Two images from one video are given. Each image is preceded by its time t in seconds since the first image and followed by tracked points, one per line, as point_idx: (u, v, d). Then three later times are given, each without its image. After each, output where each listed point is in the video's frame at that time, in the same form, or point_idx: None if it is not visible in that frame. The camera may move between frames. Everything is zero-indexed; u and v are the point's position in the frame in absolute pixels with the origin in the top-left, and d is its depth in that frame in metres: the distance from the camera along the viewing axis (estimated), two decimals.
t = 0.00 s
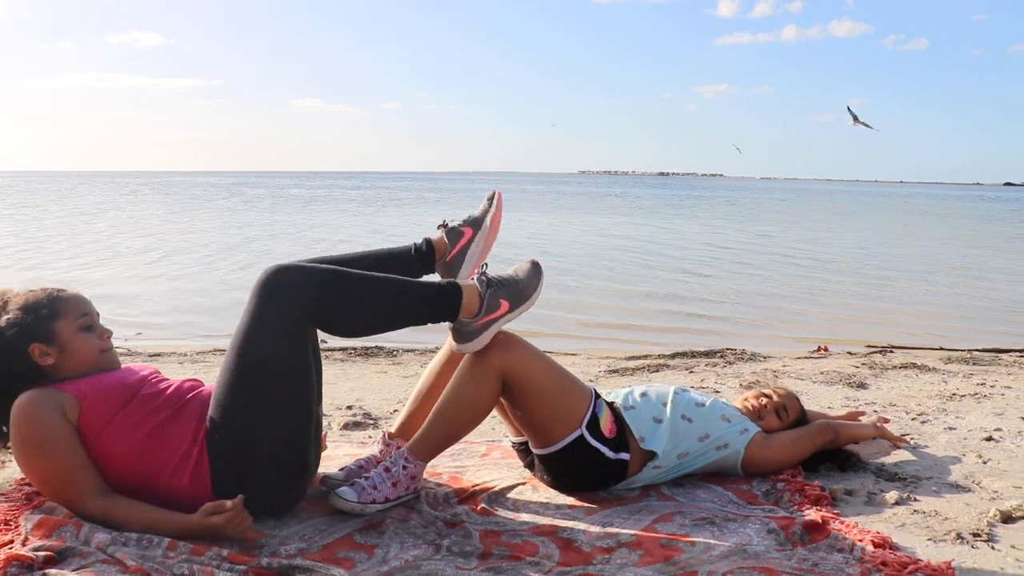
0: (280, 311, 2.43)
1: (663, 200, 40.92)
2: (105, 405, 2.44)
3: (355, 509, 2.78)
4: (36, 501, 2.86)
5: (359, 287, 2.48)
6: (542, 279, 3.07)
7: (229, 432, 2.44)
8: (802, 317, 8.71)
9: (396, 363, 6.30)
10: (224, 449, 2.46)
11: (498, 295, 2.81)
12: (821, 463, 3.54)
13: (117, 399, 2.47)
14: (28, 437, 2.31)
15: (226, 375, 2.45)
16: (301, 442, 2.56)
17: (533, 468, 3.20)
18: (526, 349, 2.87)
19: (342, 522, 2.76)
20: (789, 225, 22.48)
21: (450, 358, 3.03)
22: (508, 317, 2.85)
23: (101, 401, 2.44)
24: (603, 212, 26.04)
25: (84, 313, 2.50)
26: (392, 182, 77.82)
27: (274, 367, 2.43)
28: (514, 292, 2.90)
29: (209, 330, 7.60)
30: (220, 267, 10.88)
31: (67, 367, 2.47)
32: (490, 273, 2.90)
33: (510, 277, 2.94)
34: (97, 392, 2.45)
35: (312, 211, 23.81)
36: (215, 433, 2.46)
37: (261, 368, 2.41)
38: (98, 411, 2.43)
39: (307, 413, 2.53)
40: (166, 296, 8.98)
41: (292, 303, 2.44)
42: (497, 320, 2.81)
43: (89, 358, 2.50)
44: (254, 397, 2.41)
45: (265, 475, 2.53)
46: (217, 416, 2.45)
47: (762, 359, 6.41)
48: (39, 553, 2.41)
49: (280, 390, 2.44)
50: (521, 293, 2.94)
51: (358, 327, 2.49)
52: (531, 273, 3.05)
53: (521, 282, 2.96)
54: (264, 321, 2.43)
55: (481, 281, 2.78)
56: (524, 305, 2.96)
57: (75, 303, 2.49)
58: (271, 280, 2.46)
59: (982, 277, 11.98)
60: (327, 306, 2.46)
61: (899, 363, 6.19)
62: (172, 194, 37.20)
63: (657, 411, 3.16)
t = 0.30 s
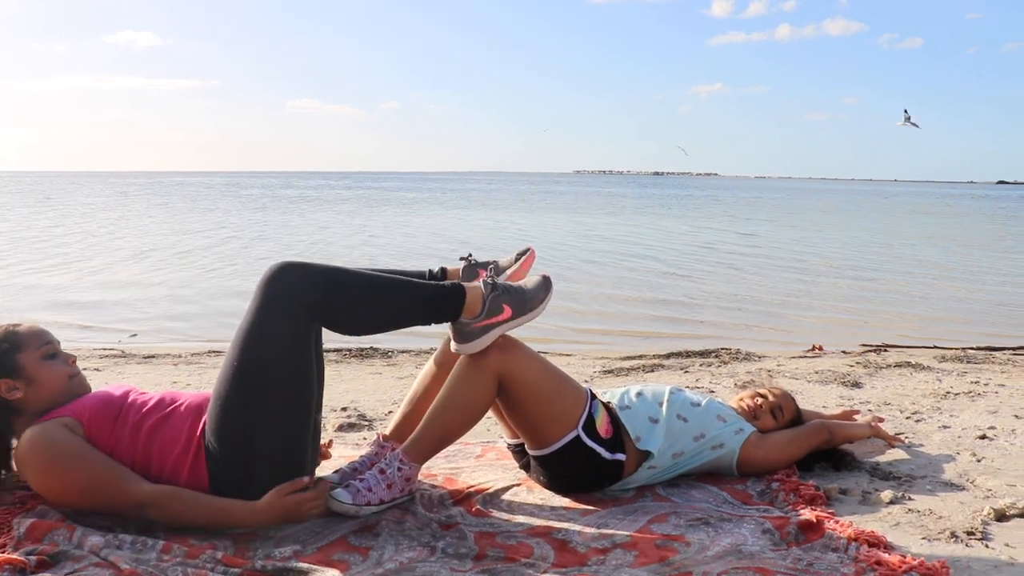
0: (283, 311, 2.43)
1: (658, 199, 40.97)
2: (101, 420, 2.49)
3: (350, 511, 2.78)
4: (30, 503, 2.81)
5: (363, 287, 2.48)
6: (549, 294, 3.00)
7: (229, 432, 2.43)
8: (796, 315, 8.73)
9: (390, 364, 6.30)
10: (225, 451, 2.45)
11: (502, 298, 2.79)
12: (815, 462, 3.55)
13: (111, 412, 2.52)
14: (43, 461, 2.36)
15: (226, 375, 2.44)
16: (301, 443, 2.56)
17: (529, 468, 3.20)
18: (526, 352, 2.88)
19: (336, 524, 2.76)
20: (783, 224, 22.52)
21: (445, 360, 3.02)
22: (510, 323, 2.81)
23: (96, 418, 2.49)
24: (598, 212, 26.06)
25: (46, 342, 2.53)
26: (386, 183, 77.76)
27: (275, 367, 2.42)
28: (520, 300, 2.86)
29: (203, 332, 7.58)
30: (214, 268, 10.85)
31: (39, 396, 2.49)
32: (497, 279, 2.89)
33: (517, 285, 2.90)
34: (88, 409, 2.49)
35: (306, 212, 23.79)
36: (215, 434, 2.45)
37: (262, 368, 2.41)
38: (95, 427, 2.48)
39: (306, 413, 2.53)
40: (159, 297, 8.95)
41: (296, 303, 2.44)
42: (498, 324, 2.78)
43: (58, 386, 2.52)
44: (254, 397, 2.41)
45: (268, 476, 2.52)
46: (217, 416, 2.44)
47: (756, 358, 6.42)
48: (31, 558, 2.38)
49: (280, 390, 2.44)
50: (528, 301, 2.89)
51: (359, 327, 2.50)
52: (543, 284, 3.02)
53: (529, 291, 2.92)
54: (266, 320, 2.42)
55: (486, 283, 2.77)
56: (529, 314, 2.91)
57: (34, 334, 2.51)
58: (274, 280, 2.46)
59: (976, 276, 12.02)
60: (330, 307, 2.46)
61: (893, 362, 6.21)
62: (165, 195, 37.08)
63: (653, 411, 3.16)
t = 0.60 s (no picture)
0: (276, 313, 2.44)
1: (651, 201, 41.05)
2: (112, 429, 2.46)
3: (343, 514, 2.78)
4: (22, 510, 2.81)
5: (358, 286, 2.49)
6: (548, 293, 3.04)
7: (227, 436, 2.43)
8: (789, 315, 8.75)
9: (383, 367, 6.29)
10: (224, 455, 2.45)
11: (495, 303, 2.80)
12: (807, 461, 3.57)
13: (120, 420, 2.49)
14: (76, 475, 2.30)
15: (223, 378, 2.44)
16: (299, 443, 2.57)
17: (522, 470, 3.20)
18: (521, 356, 2.88)
19: (329, 527, 2.76)
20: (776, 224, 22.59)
21: (437, 362, 3.03)
22: (504, 326, 2.83)
23: (107, 427, 2.46)
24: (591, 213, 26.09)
25: (25, 362, 2.41)
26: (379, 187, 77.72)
27: (271, 369, 2.43)
28: (513, 302, 2.87)
29: (194, 336, 7.56)
30: (206, 272, 10.82)
31: (32, 419, 2.37)
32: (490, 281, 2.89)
33: (511, 286, 2.92)
34: (96, 419, 2.46)
35: (298, 216, 23.76)
36: (213, 435, 2.45)
37: (258, 370, 2.42)
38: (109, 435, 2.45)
39: (303, 413, 2.55)
40: (151, 303, 8.92)
41: (288, 304, 2.44)
42: (491, 328, 2.79)
43: (50, 406, 2.39)
44: (252, 400, 2.42)
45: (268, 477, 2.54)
46: (213, 420, 2.44)
47: (749, 358, 6.44)
48: (24, 564, 2.36)
49: (277, 391, 2.45)
50: (521, 303, 2.91)
51: (357, 329, 2.49)
52: (537, 287, 3.04)
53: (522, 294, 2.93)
54: (259, 323, 2.43)
55: (478, 287, 2.78)
56: (523, 317, 2.92)
57: (13, 356, 2.39)
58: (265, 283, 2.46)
59: (967, 274, 12.08)
60: (325, 308, 2.46)
61: (884, 360, 6.24)
62: (157, 200, 36.95)
63: (646, 412, 3.16)
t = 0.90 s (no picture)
0: (283, 314, 2.43)
1: (647, 199, 41.08)
2: (83, 453, 2.39)
3: (337, 511, 2.78)
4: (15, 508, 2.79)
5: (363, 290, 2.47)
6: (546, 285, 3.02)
7: (226, 435, 2.42)
8: (784, 313, 8.77)
9: (378, 365, 6.28)
10: (221, 455, 2.43)
11: (502, 299, 2.79)
12: (803, 459, 3.57)
13: (93, 442, 2.42)
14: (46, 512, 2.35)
15: (225, 380, 2.44)
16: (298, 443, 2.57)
17: (517, 467, 3.20)
18: (518, 355, 2.89)
19: (324, 525, 2.76)
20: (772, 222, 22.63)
21: (431, 358, 3.03)
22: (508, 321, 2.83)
23: (78, 449, 2.39)
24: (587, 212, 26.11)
25: None
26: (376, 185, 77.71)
27: (275, 371, 2.43)
28: (517, 297, 2.86)
29: (189, 334, 7.55)
30: (201, 271, 10.81)
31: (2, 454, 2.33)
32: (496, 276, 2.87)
33: (515, 281, 2.90)
34: (68, 446, 2.39)
35: (293, 214, 23.75)
36: (210, 438, 2.44)
37: (262, 371, 2.41)
38: (81, 462, 2.38)
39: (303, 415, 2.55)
40: (147, 301, 8.92)
41: (296, 306, 2.44)
42: (498, 323, 2.79)
43: (17, 441, 2.32)
44: (253, 399, 2.41)
45: (267, 479, 2.53)
46: (214, 418, 2.43)
47: (744, 356, 6.45)
48: (18, 562, 2.35)
49: (279, 392, 2.45)
50: (524, 299, 2.89)
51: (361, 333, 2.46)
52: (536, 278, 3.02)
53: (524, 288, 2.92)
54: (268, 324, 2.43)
55: (486, 285, 2.76)
56: (525, 311, 2.92)
57: None
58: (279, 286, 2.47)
59: (962, 272, 12.12)
60: (327, 307, 2.44)
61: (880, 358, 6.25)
62: (152, 198, 36.87)
63: (641, 407, 3.17)
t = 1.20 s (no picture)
0: (279, 310, 2.45)
1: (647, 195, 41.08)
2: (81, 445, 2.40)
3: (334, 503, 2.78)
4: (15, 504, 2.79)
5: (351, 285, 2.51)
6: (506, 275, 3.04)
7: (222, 434, 2.42)
8: (784, 309, 8.78)
9: (377, 361, 6.28)
10: (216, 453, 2.44)
11: (463, 289, 2.81)
12: (801, 455, 3.58)
13: (93, 433, 2.43)
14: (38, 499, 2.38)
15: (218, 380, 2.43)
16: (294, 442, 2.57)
17: (514, 461, 3.21)
18: (491, 333, 2.91)
19: (324, 520, 2.77)
20: (772, 218, 22.63)
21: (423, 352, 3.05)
22: (475, 310, 2.85)
23: (76, 441, 2.40)
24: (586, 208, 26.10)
25: None
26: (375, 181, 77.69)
27: (267, 368, 2.44)
28: (478, 287, 2.89)
29: (189, 331, 7.55)
30: (200, 268, 10.80)
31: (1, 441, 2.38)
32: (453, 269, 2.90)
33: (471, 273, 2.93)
34: (66, 437, 2.40)
35: (293, 210, 23.73)
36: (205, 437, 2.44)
37: (253, 368, 2.41)
38: (76, 454, 2.40)
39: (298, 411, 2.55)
40: (147, 298, 8.91)
41: (283, 303, 2.45)
42: (465, 314, 2.81)
43: (13, 432, 2.37)
44: (246, 398, 2.42)
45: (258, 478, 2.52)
46: (206, 417, 2.43)
47: (744, 352, 6.45)
48: (19, 557, 2.36)
49: (271, 389, 2.46)
50: (485, 287, 2.92)
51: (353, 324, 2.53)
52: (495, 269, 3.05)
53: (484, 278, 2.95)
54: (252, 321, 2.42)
55: (447, 277, 2.78)
56: (487, 302, 2.94)
57: None
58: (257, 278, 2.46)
59: (962, 268, 12.13)
60: (325, 305, 2.48)
61: (879, 354, 6.25)
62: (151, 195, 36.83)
63: (628, 390, 3.20)
